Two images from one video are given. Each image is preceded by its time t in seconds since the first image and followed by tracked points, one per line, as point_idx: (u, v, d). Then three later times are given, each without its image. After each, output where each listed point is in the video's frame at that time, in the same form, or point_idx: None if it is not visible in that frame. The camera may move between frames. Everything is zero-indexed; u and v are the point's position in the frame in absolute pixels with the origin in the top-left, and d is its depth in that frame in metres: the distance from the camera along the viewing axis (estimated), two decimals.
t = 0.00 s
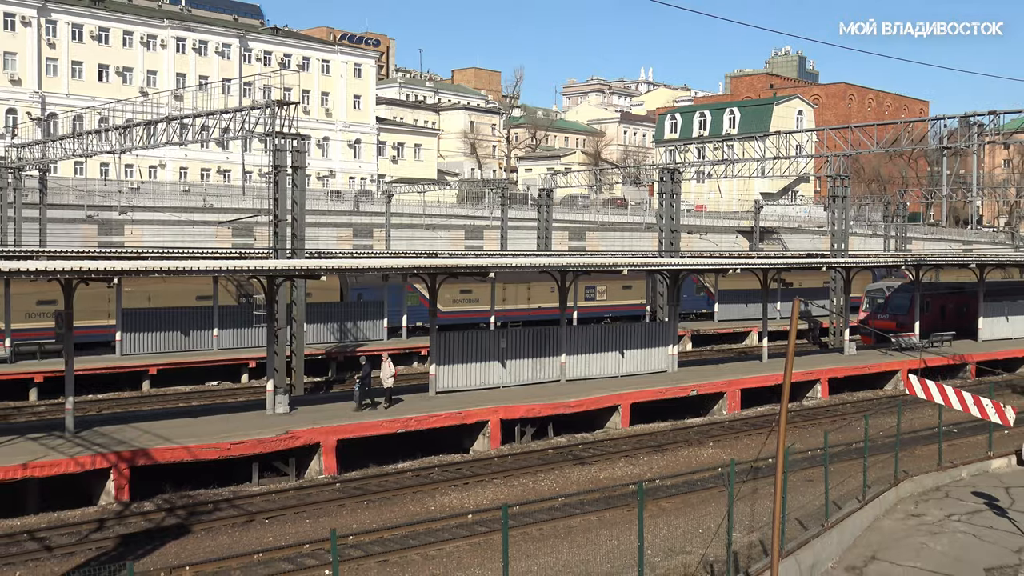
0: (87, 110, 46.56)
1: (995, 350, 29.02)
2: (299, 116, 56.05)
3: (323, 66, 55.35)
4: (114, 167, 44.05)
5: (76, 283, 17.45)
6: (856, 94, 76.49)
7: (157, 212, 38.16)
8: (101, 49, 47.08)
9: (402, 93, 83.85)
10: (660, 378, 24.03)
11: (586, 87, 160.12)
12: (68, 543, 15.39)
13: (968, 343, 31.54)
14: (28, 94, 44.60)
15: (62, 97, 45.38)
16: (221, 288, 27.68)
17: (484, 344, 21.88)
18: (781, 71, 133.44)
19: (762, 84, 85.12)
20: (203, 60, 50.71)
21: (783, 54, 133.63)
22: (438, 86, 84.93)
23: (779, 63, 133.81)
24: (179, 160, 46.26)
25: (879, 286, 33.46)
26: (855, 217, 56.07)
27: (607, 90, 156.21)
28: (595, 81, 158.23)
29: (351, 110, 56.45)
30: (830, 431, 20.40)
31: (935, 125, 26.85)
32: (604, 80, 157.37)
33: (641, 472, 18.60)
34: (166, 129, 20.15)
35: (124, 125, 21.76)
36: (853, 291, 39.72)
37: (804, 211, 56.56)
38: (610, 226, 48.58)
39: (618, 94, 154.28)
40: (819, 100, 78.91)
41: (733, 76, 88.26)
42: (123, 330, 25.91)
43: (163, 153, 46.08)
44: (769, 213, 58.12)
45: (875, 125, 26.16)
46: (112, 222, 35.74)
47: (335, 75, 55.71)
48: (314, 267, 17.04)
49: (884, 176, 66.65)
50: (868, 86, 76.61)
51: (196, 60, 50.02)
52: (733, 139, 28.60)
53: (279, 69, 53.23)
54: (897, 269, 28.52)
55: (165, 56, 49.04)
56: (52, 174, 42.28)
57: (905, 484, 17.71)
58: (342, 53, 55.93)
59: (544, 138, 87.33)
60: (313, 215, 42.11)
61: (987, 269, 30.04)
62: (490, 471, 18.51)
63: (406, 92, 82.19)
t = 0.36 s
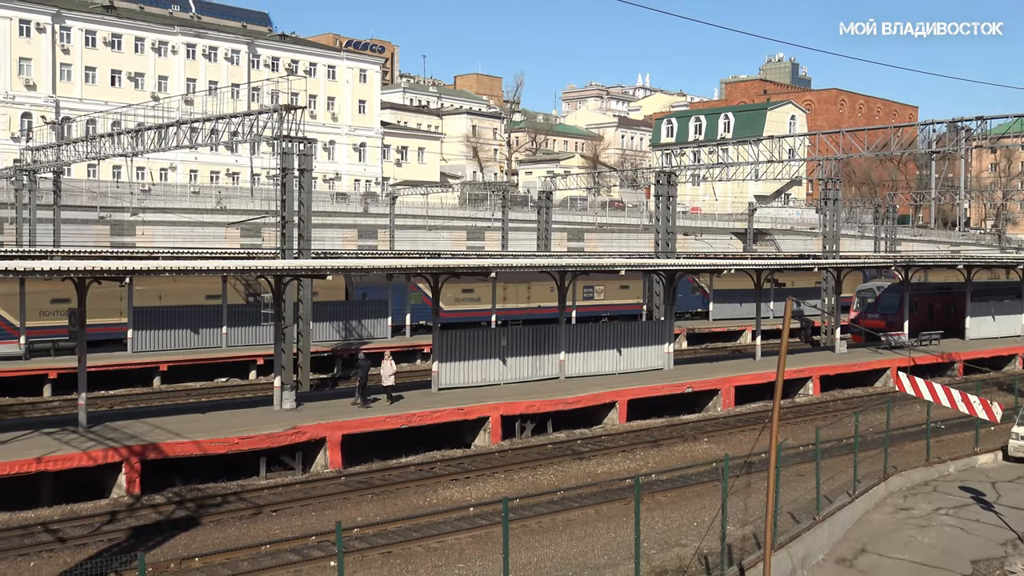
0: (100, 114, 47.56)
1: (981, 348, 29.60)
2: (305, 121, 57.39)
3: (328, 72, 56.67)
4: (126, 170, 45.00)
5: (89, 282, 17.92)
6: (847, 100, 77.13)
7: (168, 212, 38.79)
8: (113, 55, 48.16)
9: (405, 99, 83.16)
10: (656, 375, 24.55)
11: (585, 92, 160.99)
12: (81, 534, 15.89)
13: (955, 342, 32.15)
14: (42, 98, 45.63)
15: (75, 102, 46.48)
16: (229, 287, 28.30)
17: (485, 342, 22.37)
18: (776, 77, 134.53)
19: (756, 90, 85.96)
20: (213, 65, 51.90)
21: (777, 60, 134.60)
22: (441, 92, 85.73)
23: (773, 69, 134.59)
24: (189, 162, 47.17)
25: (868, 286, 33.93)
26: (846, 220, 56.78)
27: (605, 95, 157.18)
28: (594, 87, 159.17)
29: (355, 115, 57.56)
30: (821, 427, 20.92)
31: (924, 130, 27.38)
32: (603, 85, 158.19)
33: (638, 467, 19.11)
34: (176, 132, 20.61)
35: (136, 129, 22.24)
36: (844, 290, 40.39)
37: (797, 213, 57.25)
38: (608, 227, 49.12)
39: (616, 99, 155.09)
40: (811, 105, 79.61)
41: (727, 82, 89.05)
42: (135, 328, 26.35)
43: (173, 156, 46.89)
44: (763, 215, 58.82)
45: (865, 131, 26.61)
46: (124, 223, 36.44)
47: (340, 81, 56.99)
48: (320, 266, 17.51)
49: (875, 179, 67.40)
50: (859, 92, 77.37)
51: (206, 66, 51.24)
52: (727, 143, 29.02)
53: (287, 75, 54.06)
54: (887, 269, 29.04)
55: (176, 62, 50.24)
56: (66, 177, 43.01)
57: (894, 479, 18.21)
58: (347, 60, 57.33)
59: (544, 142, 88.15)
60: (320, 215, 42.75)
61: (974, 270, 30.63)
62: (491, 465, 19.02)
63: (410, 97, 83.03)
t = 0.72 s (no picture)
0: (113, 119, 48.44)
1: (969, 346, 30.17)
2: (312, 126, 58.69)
3: (335, 78, 57.70)
4: (138, 173, 45.99)
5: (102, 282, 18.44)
6: (837, 106, 77.83)
7: (180, 213, 39.45)
8: (125, 61, 49.35)
9: (409, 104, 84.53)
10: (653, 372, 25.09)
11: (583, 97, 162.23)
12: (95, 527, 16.43)
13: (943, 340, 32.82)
14: (57, 104, 46.58)
15: (89, 107, 47.42)
16: (238, 286, 28.87)
17: (487, 340, 22.90)
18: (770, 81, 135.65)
19: (749, 94, 86.92)
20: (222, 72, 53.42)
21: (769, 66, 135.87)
22: (443, 97, 86.45)
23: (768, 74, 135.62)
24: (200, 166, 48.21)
25: (859, 287, 34.03)
26: (836, 222, 57.57)
27: (603, 100, 158.43)
28: (592, 93, 160.57)
29: (361, 120, 58.85)
30: (813, 422, 21.48)
31: (913, 135, 27.94)
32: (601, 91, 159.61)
33: (634, 462, 19.65)
34: (186, 137, 21.15)
35: (147, 133, 22.80)
36: (835, 290, 41.05)
37: (788, 214, 58.02)
38: (605, 229, 49.74)
39: (614, 105, 156.28)
40: (803, 111, 80.51)
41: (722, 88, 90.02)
42: (147, 326, 27.00)
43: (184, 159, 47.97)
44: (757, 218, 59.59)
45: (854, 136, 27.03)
46: (136, 224, 36.56)
47: (346, 86, 58.00)
48: (326, 267, 18.02)
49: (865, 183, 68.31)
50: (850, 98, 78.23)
51: (216, 72, 52.75)
52: (721, 148, 29.45)
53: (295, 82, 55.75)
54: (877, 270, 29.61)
55: (186, 69, 51.60)
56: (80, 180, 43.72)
57: (883, 473, 18.76)
58: (353, 66, 58.38)
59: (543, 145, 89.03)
60: (325, 217, 43.41)
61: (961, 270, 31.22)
62: (492, 459, 19.56)
63: (415, 103, 83.90)
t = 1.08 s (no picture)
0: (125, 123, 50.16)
1: (957, 344, 30.77)
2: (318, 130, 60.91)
3: (340, 83, 59.75)
4: (150, 176, 47.18)
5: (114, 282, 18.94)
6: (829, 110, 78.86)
7: (189, 216, 40.06)
8: (137, 67, 50.73)
9: (412, 109, 84.73)
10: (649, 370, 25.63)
11: (582, 102, 163.74)
12: (108, 520, 16.96)
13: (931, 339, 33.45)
14: (70, 109, 47.97)
15: (103, 112, 48.93)
16: (247, 286, 29.41)
17: (488, 338, 23.41)
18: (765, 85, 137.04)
19: (743, 99, 88.05)
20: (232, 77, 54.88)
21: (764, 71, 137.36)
22: (446, 102, 87.41)
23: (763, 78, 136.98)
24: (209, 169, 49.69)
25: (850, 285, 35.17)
26: (827, 223, 58.41)
27: (601, 105, 160.10)
28: (590, 97, 162.02)
29: (366, 124, 60.98)
30: (805, 419, 22.02)
31: (902, 140, 28.51)
32: (599, 95, 161.19)
33: (632, 456, 20.17)
34: (196, 141, 21.69)
35: (158, 137, 23.34)
36: (827, 290, 41.71)
37: (781, 216, 58.85)
38: (604, 230, 50.39)
39: (612, 110, 157.60)
40: (795, 115, 81.67)
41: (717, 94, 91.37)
42: (158, 324, 27.61)
43: (193, 163, 49.98)
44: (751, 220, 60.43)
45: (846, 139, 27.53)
46: (148, 225, 37.72)
47: (351, 92, 60.19)
48: (332, 267, 18.51)
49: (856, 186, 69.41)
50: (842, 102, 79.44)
51: (225, 78, 54.16)
52: (716, 151, 30.00)
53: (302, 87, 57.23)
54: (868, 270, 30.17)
55: (196, 74, 52.99)
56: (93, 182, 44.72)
57: (874, 468, 19.28)
58: (358, 72, 60.42)
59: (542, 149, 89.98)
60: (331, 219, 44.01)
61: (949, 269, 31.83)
62: (493, 454, 20.10)
63: (419, 108, 84.64)
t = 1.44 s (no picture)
0: (137, 128, 52.37)
1: (945, 343, 31.44)
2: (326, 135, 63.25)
3: (346, 90, 62.05)
4: (160, 179, 48.30)
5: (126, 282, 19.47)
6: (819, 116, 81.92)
7: (200, 218, 40.74)
8: (149, 74, 53.20)
9: (416, 115, 86.94)
10: (646, 368, 26.23)
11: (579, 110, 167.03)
12: (120, 513, 17.51)
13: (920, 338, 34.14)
14: (84, 114, 50.15)
15: (114, 116, 51.02)
16: (255, 286, 30.05)
17: (489, 337, 23.98)
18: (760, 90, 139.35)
19: (737, 105, 89.86)
20: (240, 84, 57.32)
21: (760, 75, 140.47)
22: (449, 108, 88.90)
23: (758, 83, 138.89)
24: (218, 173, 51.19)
25: (840, 285, 37.06)
26: (818, 226, 59.48)
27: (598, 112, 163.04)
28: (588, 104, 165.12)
29: (371, 130, 63.15)
30: (797, 415, 22.61)
31: (892, 144, 29.12)
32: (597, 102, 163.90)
33: (628, 452, 20.74)
34: (206, 145, 22.31)
35: (169, 141, 23.93)
36: (818, 290, 42.49)
37: (774, 218, 59.88)
38: (602, 232, 51.13)
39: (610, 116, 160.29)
40: (788, 121, 83.90)
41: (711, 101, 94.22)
42: (169, 324, 28.14)
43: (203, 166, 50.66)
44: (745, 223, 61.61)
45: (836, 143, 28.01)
46: (160, 228, 38.64)
47: (356, 98, 62.49)
48: (338, 268, 19.02)
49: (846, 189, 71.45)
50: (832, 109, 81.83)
51: (233, 84, 56.78)
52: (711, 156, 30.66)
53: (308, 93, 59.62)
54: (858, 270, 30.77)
55: (205, 81, 55.49)
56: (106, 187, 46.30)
57: (864, 463, 19.83)
58: (363, 79, 62.79)
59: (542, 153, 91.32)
60: (336, 221, 44.69)
61: (937, 270, 32.55)
62: (494, 450, 20.67)
63: (421, 114, 85.84)
